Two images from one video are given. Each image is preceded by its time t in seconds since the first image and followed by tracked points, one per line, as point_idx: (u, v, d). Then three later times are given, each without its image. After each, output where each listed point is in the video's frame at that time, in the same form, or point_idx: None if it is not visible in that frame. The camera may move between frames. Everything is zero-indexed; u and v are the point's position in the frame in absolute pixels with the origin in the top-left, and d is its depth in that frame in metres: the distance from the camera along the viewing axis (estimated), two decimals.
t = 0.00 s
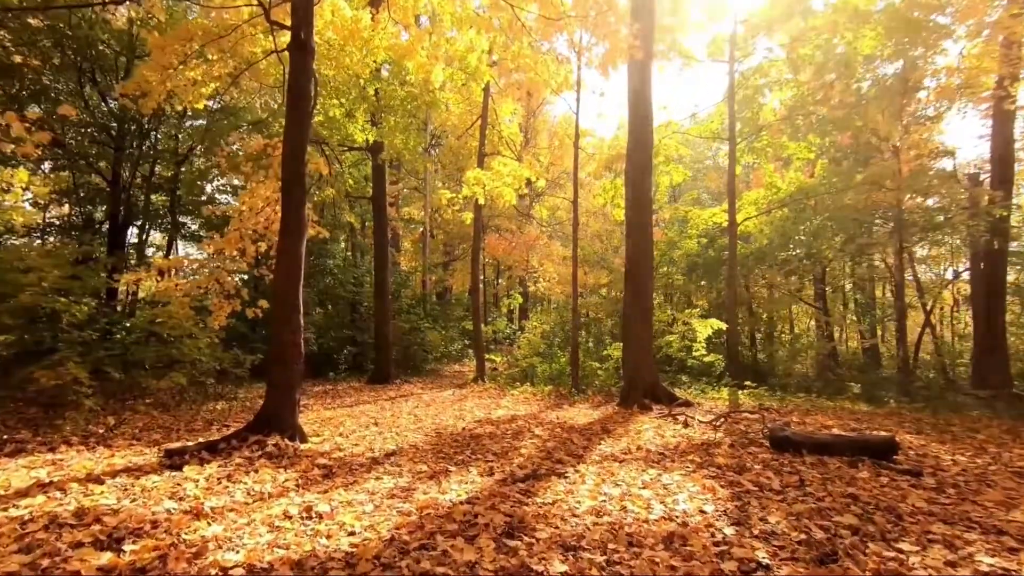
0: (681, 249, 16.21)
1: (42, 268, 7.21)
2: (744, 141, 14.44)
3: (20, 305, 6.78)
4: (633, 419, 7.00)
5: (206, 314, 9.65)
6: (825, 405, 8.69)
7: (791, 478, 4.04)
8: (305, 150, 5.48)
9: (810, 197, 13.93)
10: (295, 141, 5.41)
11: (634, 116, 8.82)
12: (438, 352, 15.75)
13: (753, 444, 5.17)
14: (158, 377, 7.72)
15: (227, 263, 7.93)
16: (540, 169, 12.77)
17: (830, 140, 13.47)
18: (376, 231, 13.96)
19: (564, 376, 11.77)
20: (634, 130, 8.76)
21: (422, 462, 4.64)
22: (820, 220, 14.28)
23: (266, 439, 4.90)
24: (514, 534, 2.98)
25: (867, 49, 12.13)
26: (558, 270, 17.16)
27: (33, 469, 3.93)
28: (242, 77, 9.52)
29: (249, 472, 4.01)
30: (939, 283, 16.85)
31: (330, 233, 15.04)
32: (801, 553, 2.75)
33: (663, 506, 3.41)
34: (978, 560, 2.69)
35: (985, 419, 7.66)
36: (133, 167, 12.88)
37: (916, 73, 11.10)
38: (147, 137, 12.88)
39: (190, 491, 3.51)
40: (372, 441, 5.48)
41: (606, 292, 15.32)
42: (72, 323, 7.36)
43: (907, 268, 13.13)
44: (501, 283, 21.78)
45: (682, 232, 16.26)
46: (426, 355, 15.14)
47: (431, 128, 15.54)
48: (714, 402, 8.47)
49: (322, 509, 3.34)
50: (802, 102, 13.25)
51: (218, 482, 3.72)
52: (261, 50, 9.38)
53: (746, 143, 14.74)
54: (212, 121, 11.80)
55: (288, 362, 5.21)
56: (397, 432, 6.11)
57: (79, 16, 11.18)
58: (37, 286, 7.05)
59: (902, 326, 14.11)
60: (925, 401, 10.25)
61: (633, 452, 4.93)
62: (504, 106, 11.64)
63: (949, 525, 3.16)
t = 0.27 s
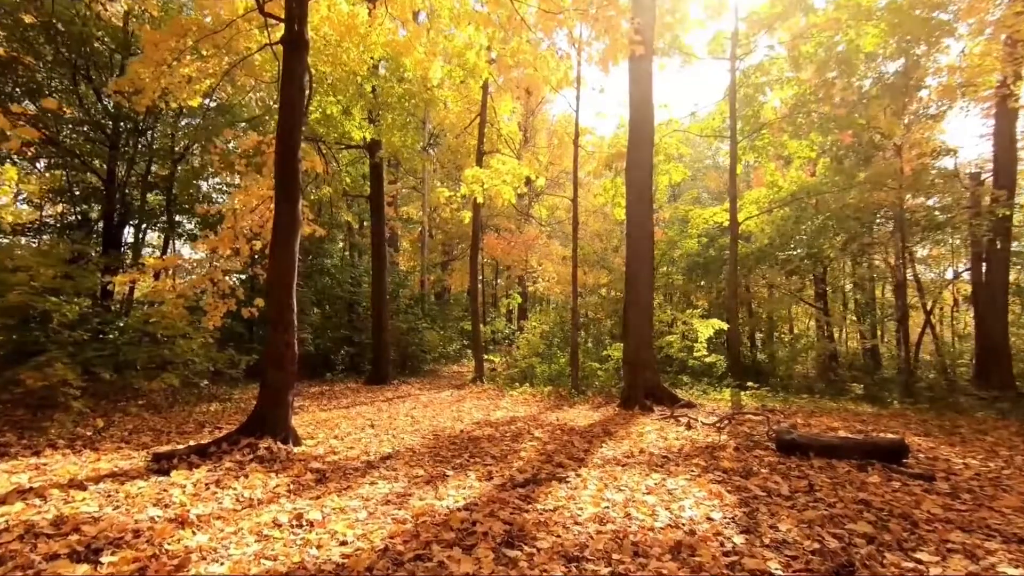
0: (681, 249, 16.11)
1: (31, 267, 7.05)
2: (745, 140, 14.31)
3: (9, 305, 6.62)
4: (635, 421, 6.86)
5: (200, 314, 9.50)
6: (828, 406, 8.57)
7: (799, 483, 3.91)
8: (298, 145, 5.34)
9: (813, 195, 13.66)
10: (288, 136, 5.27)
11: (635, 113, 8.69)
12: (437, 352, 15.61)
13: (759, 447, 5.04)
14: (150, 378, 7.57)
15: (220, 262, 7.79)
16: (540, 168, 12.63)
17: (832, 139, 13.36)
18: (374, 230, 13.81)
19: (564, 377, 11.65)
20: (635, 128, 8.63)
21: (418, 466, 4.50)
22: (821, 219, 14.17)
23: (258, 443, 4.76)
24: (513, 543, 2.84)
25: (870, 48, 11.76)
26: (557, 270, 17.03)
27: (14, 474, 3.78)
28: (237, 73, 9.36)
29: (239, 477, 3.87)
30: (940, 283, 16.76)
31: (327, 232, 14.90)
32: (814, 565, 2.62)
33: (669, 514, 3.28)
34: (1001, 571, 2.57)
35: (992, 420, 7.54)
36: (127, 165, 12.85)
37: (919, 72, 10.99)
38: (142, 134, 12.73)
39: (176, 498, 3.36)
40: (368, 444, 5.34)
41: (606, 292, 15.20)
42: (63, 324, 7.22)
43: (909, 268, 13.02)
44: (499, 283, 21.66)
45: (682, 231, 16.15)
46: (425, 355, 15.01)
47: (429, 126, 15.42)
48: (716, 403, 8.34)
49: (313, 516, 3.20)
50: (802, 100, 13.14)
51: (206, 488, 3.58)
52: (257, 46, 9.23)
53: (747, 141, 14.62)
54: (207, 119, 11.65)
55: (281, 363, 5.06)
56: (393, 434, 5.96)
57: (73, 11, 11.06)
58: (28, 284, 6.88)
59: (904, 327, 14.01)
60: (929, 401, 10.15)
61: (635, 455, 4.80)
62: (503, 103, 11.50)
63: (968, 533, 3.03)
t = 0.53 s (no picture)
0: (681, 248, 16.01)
1: (21, 265, 6.92)
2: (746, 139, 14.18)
3: None
4: (637, 422, 6.75)
5: (195, 313, 9.37)
6: (832, 407, 8.46)
7: (808, 487, 3.80)
8: (294, 139, 5.23)
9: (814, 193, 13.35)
10: (284, 130, 5.16)
11: (636, 109, 8.58)
12: (435, 352, 15.49)
13: (765, 449, 4.93)
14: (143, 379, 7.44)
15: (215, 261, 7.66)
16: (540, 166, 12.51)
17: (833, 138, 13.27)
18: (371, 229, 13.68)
19: (564, 377, 11.53)
20: (636, 125, 8.52)
21: (416, 469, 4.39)
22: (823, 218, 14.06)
23: (252, 445, 4.63)
24: (515, 551, 2.72)
25: (870, 46, 11.30)
26: (557, 269, 16.91)
27: None
28: (233, 69, 9.22)
29: (231, 480, 3.74)
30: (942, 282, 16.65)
31: (325, 231, 14.77)
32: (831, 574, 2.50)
33: (676, 519, 3.16)
34: None
35: (999, 421, 7.43)
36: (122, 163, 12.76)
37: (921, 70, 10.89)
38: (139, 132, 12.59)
39: (165, 503, 3.24)
40: (365, 446, 5.22)
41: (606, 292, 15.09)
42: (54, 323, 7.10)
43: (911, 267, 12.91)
44: (499, 283, 21.53)
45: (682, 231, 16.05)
46: (423, 355, 14.88)
47: (427, 125, 15.28)
48: (719, 403, 8.23)
49: (306, 522, 3.08)
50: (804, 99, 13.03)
51: (196, 493, 3.46)
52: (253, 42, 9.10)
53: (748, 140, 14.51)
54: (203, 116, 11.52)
55: (275, 363, 4.94)
56: (391, 435, 5.84)
57: (68, 7, 10.58)
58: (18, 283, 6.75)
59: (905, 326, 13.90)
60: (932, 401, 10.06)
61: (638, 457, 4.69)
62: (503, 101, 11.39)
63: (986, 540, 2.92)
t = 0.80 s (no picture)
0: (682, 248, 15.86)
1: (10, 263, 6.75)
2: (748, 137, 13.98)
3: None
4: (641, 425, 6.60)
5: (190, 313, 9.20)
6: (838, 409, 8.31)
7: (824, 494, 3.65)
8: (290, 133, 5.07)
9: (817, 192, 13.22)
10: (279, 124, 5.00)
11: (639, 106, 8.43)
12: (434, 353, 15.34)
13: (775, 453, 4.79)
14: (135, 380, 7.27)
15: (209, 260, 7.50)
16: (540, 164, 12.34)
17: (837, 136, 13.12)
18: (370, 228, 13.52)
19: (565, 378, 11.38)
20: (639, 123, 8.38)
21: (415, 474, 4.23)
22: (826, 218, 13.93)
23: (246, 449, 4.47)
24: (521, 565, 2.57)
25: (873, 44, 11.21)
26: (557, 269, 16.77)
27: None
28: (228, 65, 9.05)
29: (223, 487, 3.58)
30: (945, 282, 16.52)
31: (322, 230, 14.61)
32: None
33: (688, 529, 3.01)
34: None
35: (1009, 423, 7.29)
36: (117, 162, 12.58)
37: (924, 68, 10.75)
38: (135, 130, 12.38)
39: (152, 512, 3.09)
40: (363, 449, 5.07)
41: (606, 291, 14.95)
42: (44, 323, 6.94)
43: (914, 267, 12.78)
44: (498, 283, 21.39)
45: (684, 230, 15.91)
46: (422, 356, 14.73)
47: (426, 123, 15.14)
48: (723, 405, 8.08)
49: (300, 533, 2.92)
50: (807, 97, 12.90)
51: (185, 501, 3.30)
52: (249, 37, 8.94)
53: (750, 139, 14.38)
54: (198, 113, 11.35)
55: (270, 364, 4.78)
56: (390, 439, 5.69)
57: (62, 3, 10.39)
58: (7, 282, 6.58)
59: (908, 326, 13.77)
60: (937, 402, 9.93)
61: (644, 462, 4.54)
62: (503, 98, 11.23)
63: (1016, 552, 2.78)
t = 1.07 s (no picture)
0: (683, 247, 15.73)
1: None
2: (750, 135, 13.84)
3: None
4: (644, 426, 6.47)
5: (183, 313, 9.05)
6: (843, 410, 8.19)
7: (837, 500, 3.51)
8: (283, 127, 4.93)
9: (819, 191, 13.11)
10: (272, 117, 4.86)
11: (640, 103, 8.29)
12: (432, 353, 15.20)
13: (783, 456, 4.66)
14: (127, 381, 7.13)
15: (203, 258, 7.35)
16: (540, 162, 12.20)
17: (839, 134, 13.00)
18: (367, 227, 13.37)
19: (565, 379, 11.24)
20: (641, 119, 8.24)
21: (411, 479, 4.09)
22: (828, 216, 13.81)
23: (237, 453, 4.33)
24: None
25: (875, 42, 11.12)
26: (556, 269, 16.64)
27: None
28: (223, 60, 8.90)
29: (211, 493, 3.44)
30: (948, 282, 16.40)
31: (320, 230, 14.45)
32: None
33: (698, 538, 2.87)
34: None
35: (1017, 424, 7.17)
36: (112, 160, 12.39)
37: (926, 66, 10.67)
38: (130, 128, 12.22)
39: (134, 520, 2.94)
40: (359, 452, 4.92)
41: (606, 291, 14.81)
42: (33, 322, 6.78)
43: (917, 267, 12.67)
44: (497, 283, 21.25)
45: (684, 229, 15.78)
46: (420, 356, 14.59)
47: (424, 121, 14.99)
48: (726, 406, 7.95)
49: (290, 543, 2.78)
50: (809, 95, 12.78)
51: (170, 508, 3.15)
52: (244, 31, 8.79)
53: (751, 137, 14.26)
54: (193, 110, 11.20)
55: (262, 365, 4.63)
56: (387, 441, 5.54)
57: None
58: None
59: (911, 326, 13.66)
60: (941, 403, 9.82)
61: (649, 465, 4.40)
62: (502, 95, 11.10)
63: None
